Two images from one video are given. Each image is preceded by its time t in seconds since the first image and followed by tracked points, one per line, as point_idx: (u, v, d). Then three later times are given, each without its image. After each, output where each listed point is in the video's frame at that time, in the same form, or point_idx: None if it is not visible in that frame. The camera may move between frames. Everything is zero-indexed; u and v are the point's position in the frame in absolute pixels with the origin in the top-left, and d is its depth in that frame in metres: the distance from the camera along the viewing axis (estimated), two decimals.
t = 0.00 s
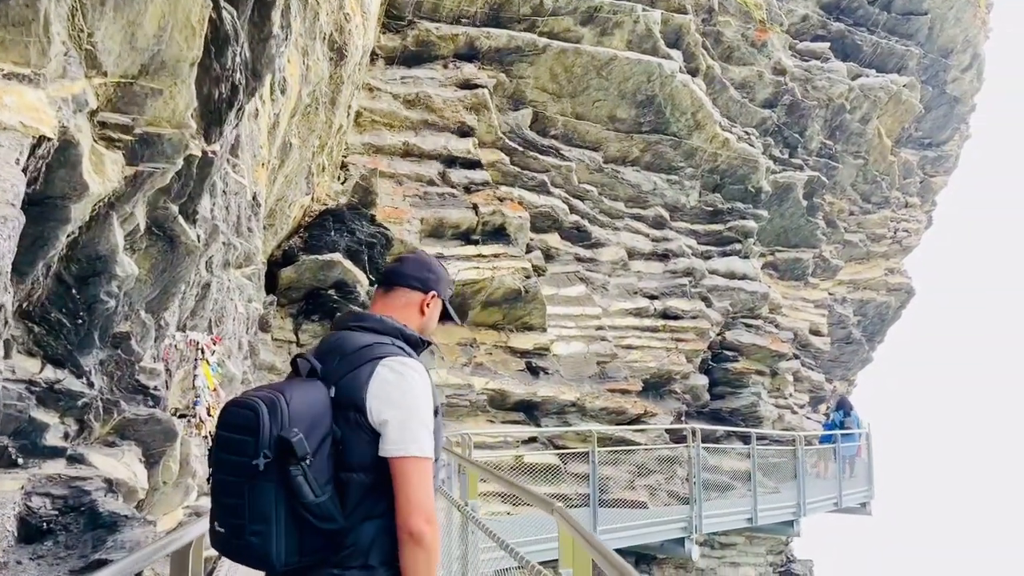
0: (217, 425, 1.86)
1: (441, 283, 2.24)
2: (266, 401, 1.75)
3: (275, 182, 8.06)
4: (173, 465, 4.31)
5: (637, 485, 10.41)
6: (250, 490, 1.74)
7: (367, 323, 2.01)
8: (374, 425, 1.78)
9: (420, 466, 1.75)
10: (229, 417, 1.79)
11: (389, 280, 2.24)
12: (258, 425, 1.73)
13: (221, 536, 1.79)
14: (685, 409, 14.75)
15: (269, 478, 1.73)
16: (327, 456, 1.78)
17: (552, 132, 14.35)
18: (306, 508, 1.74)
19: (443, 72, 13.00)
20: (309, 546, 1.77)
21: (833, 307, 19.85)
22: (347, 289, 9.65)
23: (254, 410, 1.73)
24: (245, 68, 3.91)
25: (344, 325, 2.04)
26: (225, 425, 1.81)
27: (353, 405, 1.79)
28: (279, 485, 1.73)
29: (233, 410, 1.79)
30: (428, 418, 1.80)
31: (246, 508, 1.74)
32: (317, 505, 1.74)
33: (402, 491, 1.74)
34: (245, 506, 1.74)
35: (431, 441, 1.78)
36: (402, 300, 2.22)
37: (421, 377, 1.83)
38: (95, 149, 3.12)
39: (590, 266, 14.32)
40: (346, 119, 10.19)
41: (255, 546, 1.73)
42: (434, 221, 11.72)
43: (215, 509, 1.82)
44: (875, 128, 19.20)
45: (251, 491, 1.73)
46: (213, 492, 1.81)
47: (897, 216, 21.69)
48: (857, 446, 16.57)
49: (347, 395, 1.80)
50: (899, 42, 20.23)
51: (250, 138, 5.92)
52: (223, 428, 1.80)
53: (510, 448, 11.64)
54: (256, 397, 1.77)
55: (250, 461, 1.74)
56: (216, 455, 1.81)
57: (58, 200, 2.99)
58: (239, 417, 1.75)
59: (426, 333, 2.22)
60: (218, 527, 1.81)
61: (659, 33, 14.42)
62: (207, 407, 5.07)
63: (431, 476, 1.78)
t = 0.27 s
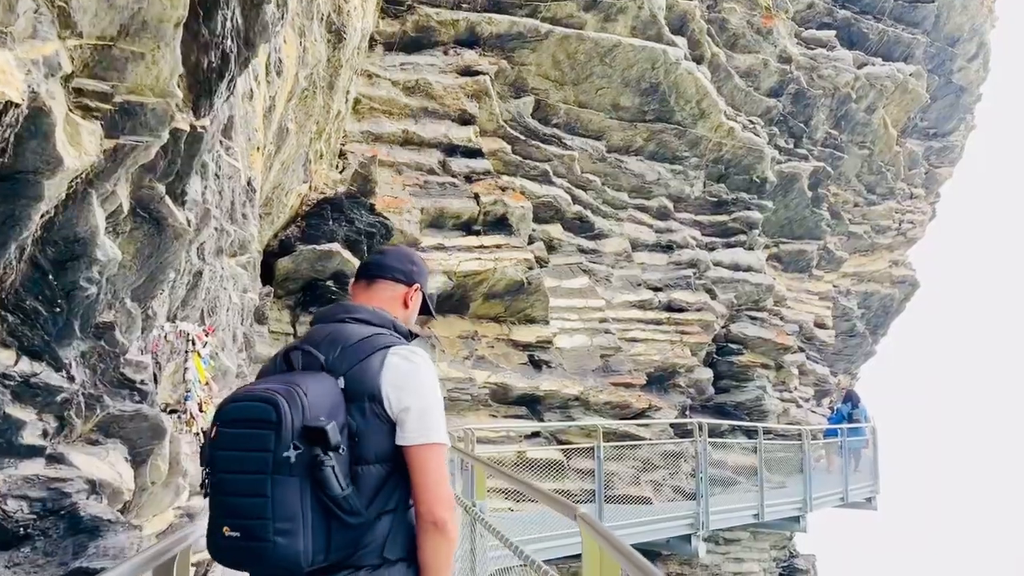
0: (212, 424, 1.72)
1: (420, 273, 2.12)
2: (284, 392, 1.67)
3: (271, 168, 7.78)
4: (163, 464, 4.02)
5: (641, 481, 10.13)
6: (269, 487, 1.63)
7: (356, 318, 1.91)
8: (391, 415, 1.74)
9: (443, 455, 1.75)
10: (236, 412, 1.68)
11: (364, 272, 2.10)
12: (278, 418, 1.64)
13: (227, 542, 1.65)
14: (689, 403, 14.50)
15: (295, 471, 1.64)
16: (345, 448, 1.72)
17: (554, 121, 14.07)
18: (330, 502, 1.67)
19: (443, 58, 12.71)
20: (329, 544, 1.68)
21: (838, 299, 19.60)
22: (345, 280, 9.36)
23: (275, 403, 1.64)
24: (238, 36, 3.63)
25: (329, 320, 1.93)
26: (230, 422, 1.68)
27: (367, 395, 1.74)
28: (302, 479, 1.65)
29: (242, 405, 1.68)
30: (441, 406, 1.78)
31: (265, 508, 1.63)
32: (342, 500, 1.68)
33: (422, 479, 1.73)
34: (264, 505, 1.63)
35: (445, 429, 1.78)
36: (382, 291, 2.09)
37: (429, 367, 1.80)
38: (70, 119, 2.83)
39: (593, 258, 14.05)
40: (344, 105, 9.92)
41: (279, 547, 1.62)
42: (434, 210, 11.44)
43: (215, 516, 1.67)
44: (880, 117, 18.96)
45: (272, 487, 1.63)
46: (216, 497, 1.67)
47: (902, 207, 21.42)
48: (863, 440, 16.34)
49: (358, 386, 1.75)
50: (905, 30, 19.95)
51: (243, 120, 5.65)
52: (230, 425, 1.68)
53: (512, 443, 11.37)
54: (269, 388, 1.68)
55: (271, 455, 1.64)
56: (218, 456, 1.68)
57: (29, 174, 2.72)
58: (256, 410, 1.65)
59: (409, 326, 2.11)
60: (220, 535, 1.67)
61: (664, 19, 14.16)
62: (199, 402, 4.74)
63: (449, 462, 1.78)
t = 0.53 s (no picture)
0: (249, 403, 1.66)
1: (420, 254, 2.02)
2: (334, 366, 1.64)
3: (267, 149, 7.51)
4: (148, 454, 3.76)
5: (648, 472, 9.84)
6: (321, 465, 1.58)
7: (371, 300, 1.86)
8: (424, 394, 1.74)
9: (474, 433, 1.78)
10: (282, 388, 1.62)
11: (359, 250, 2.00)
12: (331, 394, 1.61)
13: (272, 525, 1.57)
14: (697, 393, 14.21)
15: (348, 447, 1.61)
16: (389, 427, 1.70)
17: (559, 105, 13.78)
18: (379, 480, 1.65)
19: (446, 40, 12.43)
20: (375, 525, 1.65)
21: (847, 289, 19.27)
22: (346, 266, 9.09)
23: (328, 376, 1.61)
24: None
25: (340, 304, 1.87)
26: (274, 398, 1.63)
27: (400, 372, 1.74)
28: (353, 456, 1.62)
29: (289, 379, 1.63)
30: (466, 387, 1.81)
31: (319, 488, 1.57)
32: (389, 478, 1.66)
33: (458, 458, 1.75)
34: (318, 483, 1.57)
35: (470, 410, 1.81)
36: (383, 273, 1.97)
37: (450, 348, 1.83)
38: (31, 66, 2.48)
39: (599, 246, 13.75)
40: (344, 86, 9.63)
41: (331, 527, 1.56)
42: (437, 196, 11.15)
43: (257, 497, 1.59)
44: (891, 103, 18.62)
45: (324, 464, 1.58)
46: (260, 476, 1.60)
47: (913, 195, 21.07)
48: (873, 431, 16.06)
49: (391, 365, 1.74)
50: (916, 14, 19.62)
51: (236, 92, 5.38)
52: (275, 401, 1.62)
53: (518, 434, 11.10)
54: (315, 364, 1.64)
55: (322, 431, 1.59)
56: (261, 434, 1.61)
57: None
58: (306, 383, 1.61)
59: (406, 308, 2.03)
60: (261, 518, 1.59)
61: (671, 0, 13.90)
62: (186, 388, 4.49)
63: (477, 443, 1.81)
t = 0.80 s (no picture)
0: (313, 399, 1.53)
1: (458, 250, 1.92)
2: (407, 373, 1.54)
3: (266, 134, 7.24)
4: (131, 455, 3.46)
5: (659, 467, 9.51)
6: (389, 479, 1.50)
7: (419, 298, 1.74)
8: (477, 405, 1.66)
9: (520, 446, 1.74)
10: (353, 389, 1.52)
11: (404, 237, 1.88)
12: (404, 405, 1.52)
13: (333, 533, 1.49)
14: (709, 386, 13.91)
15: (418, 459, 1.53)
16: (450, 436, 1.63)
17: (568, 91, 13.51)
18: (441, 492, 1.60)
19: (452, 24, 12.15)
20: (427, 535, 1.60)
21: (860, 279, 18.91)
22: (348, 255, 8.83)
23: (404, 387, 1.52)
24: None
25: (385, 297, 1.74)
26: (342, 399, 1.51)
27: (455, 382, 1.63)
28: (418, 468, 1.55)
29: (360, 381, 1.53)
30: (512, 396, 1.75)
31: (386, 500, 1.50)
32: (446, 490, 1.61)
33: (508, 472, 1.72)
34: (387, 498, 1.50)
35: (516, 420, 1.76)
36: (423, 267, 1.86)
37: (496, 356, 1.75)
38: None
39: (609, 235, 13.45)
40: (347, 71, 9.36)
41: (394, 542, 1.50)
42: (442, 184, 10.86)
43: (319, 502, 1.50)
44: (907, 90, 18.24)
45: (394, 477, 1.51)
46: (324, 481, 1.50)
47: (927, 183, 20.68)
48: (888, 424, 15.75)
49: (447, 372, 1.63)
50: None
51: (230, 71, 5.11)
52: (344, 403, 1.51)
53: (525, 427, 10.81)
54: (389, 368, 1.54)
55: (393, 441, 1.51)
56: (328, 437, 1.50)
57: None
58: (380, 389, 1.51)
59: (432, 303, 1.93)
60: (319, 525, 1.50)
61: None
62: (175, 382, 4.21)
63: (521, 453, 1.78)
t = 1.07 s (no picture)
0: (368, 374, 1.51)
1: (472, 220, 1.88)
2: (460, 350, 1.56)
3: (272, 115, 7.00)
4: (123, 449, 3.20)
5: (676, 459, 9.24)
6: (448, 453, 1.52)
7: (447, 271, 1.74)
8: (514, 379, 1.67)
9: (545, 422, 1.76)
10: (411, 366, 1.52)
11: (422, 208, 1.83)
12: (464, 380, 1.55)
13: (393, 509, 1.49)
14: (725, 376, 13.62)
15: (471, 434, 1.56)
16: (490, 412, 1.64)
17: (581, 75, 13.32)
18: (487, 466, 1.64)
19: (463, 6, 11.88)
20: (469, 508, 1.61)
21: (879, 267, 18.54)
22: (357, 241, 8.60)
23: (462, 363, 1.54)
24: None
25: (415, 271, 1.72)
26: (400, 375, 1.52)
27: (493, 356, 1.64)
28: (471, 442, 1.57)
29: (417, 357, 1.53)
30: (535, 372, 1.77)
31: (442, 474, 1.51)
32: (493, 464, 1.64)
33: (538, 446, 1.74)
34: (447, 472, 1.52)
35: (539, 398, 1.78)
36: (444, 238, 1.81)
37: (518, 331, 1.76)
38: None
39: (623, 222, 13.17)
40: (355, 52, 9.11)
41: (451, 516, 1.53)
42: (453, 169, 10.60)
43: (378, 478, 1.50)
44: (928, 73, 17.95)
45: (453, 452, 1.53)
46: (384, 457, 1.49)
47: (947, 169, 20.26)
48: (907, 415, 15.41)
49: (485, 347, 1.64)
50: None
51: (231, 42, 4.87)
52: (404, 379, 1.51)
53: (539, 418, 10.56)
54: (444, 345, 1.55)
55: (451, 416, 1.53)
56: (387, 413, 1.50)
57: None
58: (440, 365, 1.52)
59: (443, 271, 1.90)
60: (378, 501, 1.50)
61: None
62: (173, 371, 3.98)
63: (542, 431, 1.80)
